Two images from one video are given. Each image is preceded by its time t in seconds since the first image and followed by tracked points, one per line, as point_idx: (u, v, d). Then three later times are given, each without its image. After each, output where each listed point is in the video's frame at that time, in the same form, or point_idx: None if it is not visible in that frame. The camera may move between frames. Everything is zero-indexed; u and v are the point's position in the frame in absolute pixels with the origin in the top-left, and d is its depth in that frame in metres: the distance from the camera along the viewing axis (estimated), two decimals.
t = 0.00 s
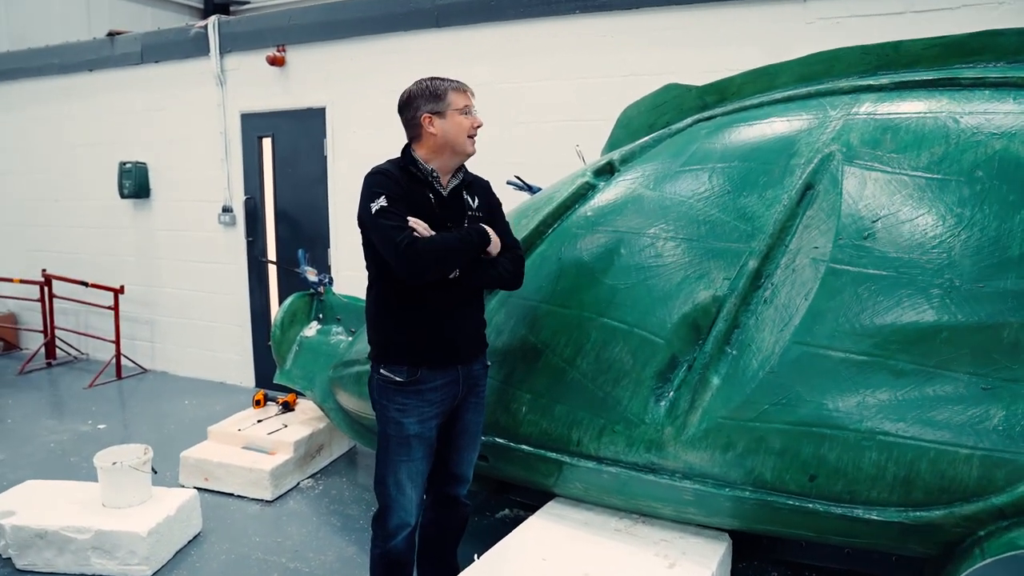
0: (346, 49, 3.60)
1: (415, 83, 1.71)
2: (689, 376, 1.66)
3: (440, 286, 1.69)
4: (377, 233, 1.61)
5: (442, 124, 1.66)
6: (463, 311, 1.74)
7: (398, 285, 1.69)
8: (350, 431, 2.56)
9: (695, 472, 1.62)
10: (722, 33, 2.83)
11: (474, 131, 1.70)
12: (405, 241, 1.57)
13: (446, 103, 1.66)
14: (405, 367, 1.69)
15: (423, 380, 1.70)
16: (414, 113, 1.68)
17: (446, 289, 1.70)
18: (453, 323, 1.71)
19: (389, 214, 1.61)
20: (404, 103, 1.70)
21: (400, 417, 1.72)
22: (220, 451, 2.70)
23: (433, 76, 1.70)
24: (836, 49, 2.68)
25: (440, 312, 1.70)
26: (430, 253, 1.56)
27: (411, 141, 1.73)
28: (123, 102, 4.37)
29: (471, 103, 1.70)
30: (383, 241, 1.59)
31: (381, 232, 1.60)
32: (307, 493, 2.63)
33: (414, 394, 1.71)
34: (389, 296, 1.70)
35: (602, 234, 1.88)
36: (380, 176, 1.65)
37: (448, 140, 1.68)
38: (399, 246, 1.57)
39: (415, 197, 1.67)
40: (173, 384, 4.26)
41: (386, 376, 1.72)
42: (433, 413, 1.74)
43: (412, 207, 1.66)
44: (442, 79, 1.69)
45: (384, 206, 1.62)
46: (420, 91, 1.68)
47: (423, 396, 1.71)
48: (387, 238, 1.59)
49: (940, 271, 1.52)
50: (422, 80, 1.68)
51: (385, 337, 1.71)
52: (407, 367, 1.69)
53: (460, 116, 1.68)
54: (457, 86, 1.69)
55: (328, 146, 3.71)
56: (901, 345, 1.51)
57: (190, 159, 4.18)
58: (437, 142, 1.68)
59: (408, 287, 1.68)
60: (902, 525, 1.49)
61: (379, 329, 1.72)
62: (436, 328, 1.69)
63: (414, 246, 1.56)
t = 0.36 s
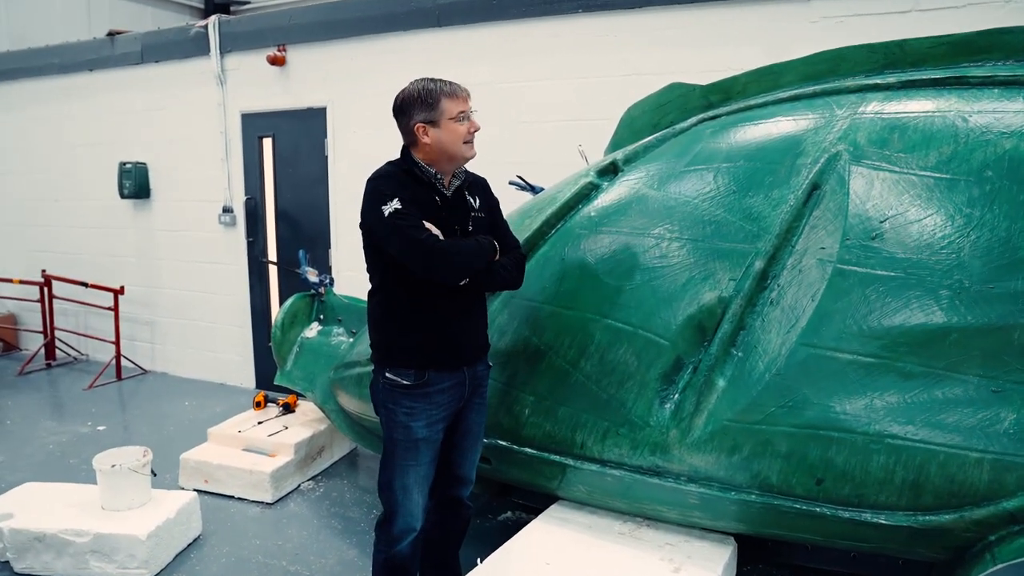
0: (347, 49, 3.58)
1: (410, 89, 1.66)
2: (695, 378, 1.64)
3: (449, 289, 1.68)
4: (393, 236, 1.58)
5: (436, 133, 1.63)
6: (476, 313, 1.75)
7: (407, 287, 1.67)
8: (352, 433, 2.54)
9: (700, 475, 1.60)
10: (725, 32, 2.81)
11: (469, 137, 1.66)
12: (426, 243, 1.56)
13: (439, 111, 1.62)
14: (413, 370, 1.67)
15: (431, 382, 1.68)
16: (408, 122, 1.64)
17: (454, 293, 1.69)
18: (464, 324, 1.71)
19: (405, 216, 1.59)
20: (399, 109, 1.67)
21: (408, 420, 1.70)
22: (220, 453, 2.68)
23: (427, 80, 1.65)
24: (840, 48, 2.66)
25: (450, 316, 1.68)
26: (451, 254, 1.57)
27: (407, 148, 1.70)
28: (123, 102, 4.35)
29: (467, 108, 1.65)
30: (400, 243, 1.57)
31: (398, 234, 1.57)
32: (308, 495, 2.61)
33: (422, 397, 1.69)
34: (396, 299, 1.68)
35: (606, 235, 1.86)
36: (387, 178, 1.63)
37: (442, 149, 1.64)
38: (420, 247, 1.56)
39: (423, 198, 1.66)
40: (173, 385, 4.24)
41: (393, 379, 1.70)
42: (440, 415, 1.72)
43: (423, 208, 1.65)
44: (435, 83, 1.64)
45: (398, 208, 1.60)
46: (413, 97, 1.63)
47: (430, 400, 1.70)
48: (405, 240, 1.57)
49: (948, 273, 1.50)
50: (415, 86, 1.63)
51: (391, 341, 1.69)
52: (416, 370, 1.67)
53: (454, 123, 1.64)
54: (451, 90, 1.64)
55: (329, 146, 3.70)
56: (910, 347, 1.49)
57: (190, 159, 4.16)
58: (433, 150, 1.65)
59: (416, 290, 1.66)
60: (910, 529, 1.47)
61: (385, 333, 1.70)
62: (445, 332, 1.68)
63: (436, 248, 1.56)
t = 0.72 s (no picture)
0: (346, 48, 3.57)
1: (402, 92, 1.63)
2: (696, 379, 1.63)
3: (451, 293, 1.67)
4: (391, 249, 1.57)
5: (423, 142, 1.61)
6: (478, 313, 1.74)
7: (407, 293, 1.65)
8: (351, 433, 2.53)
9: (701, 476, 1.58)
10: (726, 30, 2.79)
11: (459, 145, 1.63)
12: (426, 257, 1.55)
13: (428, 120, 1.59)
14: (418, 372, 1.66)
15: (435, 383, 1.67)
16: (397, 129, 1.63)
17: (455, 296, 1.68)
18: (467, 326, 1.70)
19: (403, 228, 1.57)
20: (389, 112, 1.64)
21: (412, 422, 1.69)
22: (218, 453, 2.67)
23: (417, 83, 1.61)
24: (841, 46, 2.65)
25: (451, 320, 1.67)
26: (452, 262, 1.57)
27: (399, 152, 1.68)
28: (122, 101, 4.34)
29: (458, 115, 1.61)
30: (401, 256, 1.56)
31: (398, 248, 1.56)
32: (307, 496, 2.60)
33: (426, 399, 1.68)
34: (396, 304, 1.66)
35: (606, 234, 1.85)
36: (382, 188, 1.60)
37: (431, 157, 1.62)
38: (421, 261, 1.55)
39: (420, 204, 1.64)
40: (172, 384, 4.23)
41: (394, 380, 1.68)
42: (445, 417, 1.72)
43: (421, 216, 1.63)
44: (426, 89, 1.60)
45: (395, 219, 1.58)
46: (403, 103, 1.61)
47: (434, 401, 1.69)
48: (405, 253, 1.56)
49: (952, 272, 1.48)
50: (404, 92, 1.60)
51: (392, 347, 1.67)
52: (419, 372, 1.66)
53: (443, 131, 1.61)
54: (443, 97, 1.60)
55: (328, 145, 3.68)
56: (913, 347, 1.47)
57: (189, 158, 4.15)
58: (422, 158, 1.64)
59: (416, 297, 1.65)
60: (914, 531, 1.46)
61: (386, 340, 1.68)
62: (448, 338, 1.67)
63: (437, 261, 1.55)
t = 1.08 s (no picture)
0: (342, 44, 3.55)
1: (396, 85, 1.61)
2: (691, 378, 1.62)
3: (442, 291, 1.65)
4: (382, 244, 1.55)
5: (415, 138, 1.59)
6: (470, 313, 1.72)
7: (398, 291, 1.64)
8: (347, 431, 2.52)
9: (696, 476, 1.57)
10: (723, 26, 2.78)
11: (452, 142, 1.61)
12: (416, 253, 1.53)
13: (420, 117, 1.57)
14: (410, 372, 1.65)
15: (427, 384, 1.66)
16: (390, 123, 1.61)
17: (447, 294, 1.66)
18: (459, 326, 1.68)
19: (393, 224, 1.56)
20: (382, 106, 1.62)
21: (404, 424, 1.67)
22: (214, 452, 2.66)
23: (411, 78, 1.59)
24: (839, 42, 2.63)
25: (443, 319, 1.66)
26: (442, 259, 1.55)
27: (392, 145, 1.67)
28: (118, 98, 4.33)
29: (451, 112, 1.59)
30: (391, 252, 1.54)
31: (387, 244, 1.55)
32: (303, 494, 2.59)
33: (418, 400, 1.66)
34: (388, 302, 1.65)
35: (601, 232, 1.83)
36: (374, 183, 1.59)
37: (423, 153, 1.61)
38: (411, 257, 1.54)
39: (412, 200, 1.62)
40: (170, 382, 4.22)
41: (386, 381, 1.67)
42: (436, 419, 1.70)
43: (413, 212, 1.62)
44: (420, 85, 1.58)
45: (385, 215, 1.57)
46: (396, 97, 1.59)
47: (426, 402, 1.67)
48: (395, 249, 1.54)
49: (949, 271, 1.47)
50: (398, 87, 1.58)
51: (384, 347, 1.66)
52: (410, 372, 1.65)
53: (436, 129, 1.58)
54: (437, 93, 1.58)
55: (324, 142, 3.67)
56: (909, 347, 1.46)
57: (186, 155, 4.14)
58: (414, 153, 1.62)
59: (408, 296, 1.64)
60: (910, 532, 1.44)
61: (378, 339, 1.67)
62: (440, 337, 1.65)
63: (427, 257, 1.53)
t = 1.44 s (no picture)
0: (342, 39, 3.54)
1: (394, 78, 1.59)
2: (688, 376, 1.60)
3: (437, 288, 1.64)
4: (375, 240, 1.54)
5: (413, 132, 1.57)
6: (465, 311, 1.71)
7: (392, 287, 1.62)
8: (346, 428, 2.51)
9: (693, 475, 1.56)
10: (725, 20, 2.75)
11: (449, 136, 1.59)
12: (408, 248, 1.52)
13: (418, 110, 1.55)
14: (404, 370, 1.64)
15: (422, 382, 1.65)
16: (387, 116, 1.59)
17: (442, 291, 1.65)
18: (454, 323, 1.67)
19: (386, 219, 1.54)
20: (380, 99, 1.60)
21: (398, 423, 1.66)
22: (212, 448, 2.66)
23: (408, 71, 1.57)
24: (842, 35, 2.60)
25: (437, 316, 1.64)
26: (436, 255, 1.53)
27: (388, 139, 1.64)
28: (119, 93, 4.32)
29: (449, 106, 1.58)
30: (383, 248, 1.53)
31: (380, 239, 1.53)
32: (301, 491, 2.59)
33: (412, 398, 1.65)
34: (383, 299, 1.64)
35: (599, 228, 1.82)
36: (368, 178, 1.58)
37: (420, 147, 1.59)
38: (403, 253, 1.52)
39: (407, 196, 1.61)
40: (171, 378, 4.22)
41: (381, 380, 1.66)
42: (431, 417, 1.69)
43: (407, 207, 1.60)
44: (418, 78, 1.56)
45: (378, 210, 1.55)
46: (394, 90, 1.57)
47: (421, 401, 1.67)
48: (387, 244, 1.53)
49: (951, 268, 1.45)
50: (396, 79, 1.56)
51: (378, 344, 1.65)
52: (405, 371, 1.64)
53: (434, 122, 1.57)
54: (434, 87, 1.56)
55: (324, 137, 3.65)
56: (909, 345, 1.44)
57: (186, 151, 4.13)
58: (411, 148, 1.60)
59: (402, 292, 1.62)
60: (910, 533, 1.43)
61: (372, 336, 1.65)
62: (435, 334, 1.64)
63: (420, 253, 1.52)
